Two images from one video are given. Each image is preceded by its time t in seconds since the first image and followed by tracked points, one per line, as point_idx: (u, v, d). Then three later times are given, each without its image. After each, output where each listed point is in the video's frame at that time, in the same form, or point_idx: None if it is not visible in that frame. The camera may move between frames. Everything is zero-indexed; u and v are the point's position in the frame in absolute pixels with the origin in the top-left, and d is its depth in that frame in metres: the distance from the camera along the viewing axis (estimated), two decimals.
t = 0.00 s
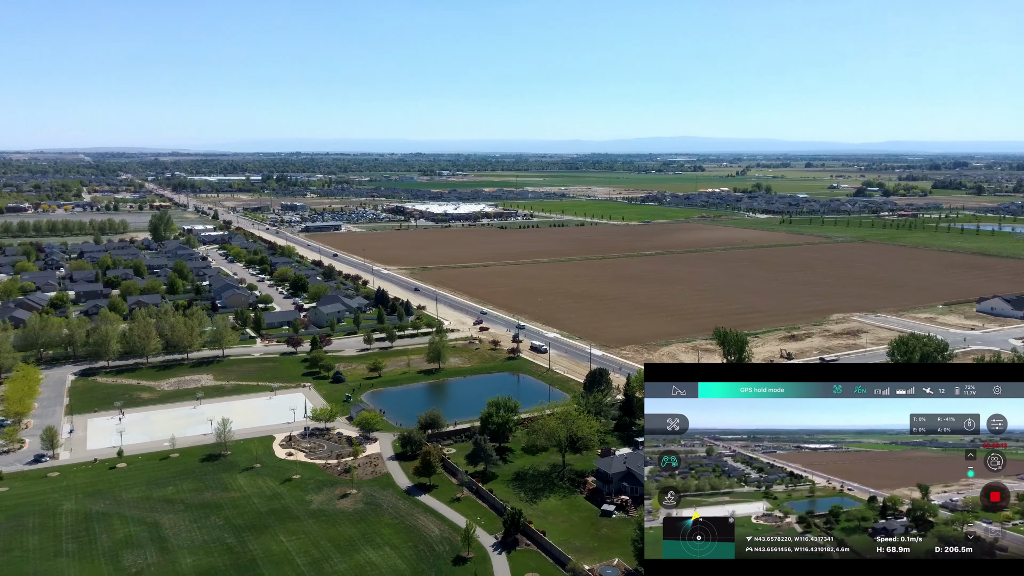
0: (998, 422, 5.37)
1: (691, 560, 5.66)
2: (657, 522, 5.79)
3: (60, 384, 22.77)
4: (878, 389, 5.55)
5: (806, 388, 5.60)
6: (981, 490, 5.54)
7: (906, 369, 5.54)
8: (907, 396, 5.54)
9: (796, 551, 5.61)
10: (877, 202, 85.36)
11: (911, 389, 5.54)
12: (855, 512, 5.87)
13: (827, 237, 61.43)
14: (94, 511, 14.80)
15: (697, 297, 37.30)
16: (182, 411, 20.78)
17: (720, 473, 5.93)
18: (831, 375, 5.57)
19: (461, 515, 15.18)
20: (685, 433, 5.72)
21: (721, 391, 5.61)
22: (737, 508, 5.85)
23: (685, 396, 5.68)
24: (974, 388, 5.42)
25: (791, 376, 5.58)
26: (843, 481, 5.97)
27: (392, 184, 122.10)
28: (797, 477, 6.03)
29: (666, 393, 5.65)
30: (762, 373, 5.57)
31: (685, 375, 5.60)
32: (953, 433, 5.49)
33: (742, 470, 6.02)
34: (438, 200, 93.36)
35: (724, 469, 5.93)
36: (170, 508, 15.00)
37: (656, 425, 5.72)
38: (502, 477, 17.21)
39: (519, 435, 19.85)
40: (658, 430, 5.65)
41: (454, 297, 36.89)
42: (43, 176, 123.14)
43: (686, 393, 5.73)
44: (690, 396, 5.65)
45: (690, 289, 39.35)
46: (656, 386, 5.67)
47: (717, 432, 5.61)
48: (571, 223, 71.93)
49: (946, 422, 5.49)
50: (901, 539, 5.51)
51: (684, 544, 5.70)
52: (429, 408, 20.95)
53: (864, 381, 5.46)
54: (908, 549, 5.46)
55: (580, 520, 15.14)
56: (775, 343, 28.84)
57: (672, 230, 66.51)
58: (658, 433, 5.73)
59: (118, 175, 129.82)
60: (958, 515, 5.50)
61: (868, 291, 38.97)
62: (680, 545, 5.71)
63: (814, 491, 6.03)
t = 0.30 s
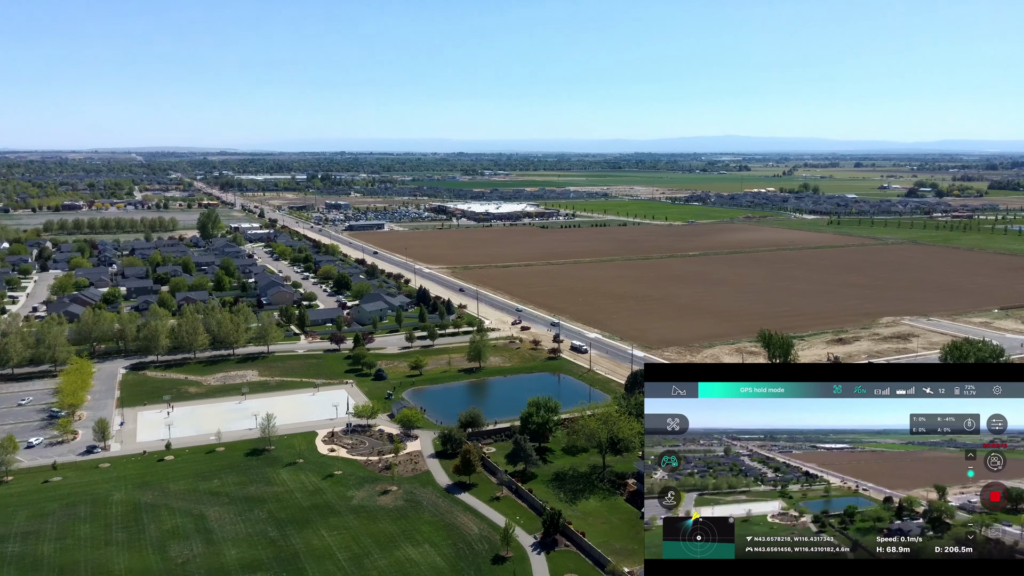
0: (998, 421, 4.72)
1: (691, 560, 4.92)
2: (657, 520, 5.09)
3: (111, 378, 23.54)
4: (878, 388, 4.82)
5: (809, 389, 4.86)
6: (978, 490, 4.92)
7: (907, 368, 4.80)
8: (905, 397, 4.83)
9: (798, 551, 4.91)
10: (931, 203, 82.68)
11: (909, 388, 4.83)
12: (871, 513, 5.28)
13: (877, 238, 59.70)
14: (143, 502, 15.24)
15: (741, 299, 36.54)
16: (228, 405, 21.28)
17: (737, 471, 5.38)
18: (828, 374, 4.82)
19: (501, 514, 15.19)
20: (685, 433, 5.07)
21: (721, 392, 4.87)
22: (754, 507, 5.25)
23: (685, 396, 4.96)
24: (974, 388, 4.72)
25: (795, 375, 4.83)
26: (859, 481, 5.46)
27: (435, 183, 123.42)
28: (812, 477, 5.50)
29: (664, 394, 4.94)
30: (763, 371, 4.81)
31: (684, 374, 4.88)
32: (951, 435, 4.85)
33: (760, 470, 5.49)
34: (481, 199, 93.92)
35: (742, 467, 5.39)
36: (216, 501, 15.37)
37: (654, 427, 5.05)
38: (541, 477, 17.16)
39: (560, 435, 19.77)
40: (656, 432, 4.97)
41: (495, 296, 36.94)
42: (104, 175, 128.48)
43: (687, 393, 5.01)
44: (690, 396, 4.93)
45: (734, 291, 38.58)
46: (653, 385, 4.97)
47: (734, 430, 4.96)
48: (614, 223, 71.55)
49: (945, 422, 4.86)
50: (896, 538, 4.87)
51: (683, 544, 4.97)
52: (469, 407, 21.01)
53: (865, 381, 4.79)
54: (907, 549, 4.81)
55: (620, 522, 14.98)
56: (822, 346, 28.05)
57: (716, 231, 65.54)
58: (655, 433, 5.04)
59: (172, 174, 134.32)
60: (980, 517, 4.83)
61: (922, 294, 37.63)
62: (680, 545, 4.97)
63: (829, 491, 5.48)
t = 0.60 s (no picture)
0: (999, 420, 5.02)
1: (691, 561, 5.22)
2: (659, 522, 5.39)
3: (160, 372, 24.26)
4: (878, 388, 5.16)
5: (808, 389, 5.18)
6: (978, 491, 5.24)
7: (908, 368, 5.14)
8: (906, 396, 5.15)
9: (795, 552, 5.21)
10: (989, 204, 79.47)
11: (912, 388, 5.15)
12: (885, 514, 5.58)
13: (930, 240, 57.65)
14: (189, 494, 15.65)
15: (787, 301, 35.74)
16: (272, 401, 21.71)
17: (754, 471, 5.64)
18: (829, 374, 5.16)
19: (540, 515, 15.11)
20: (685, 434, 5.38)
21: (721, 392, 5.19)
22: (769, 506, 5.56)
23: (685, 396, 5.28)
24: (975, 388, 5.02)
25: (793, 376, 5.17)
26: (873, 481, 5.74)
27: (477, 182, 123.61)
28: (827, 477, 5.81)
29: (665, 393, 5.27)
30: (762, 372, 5.14)
31: (684, 374, 5.21)
32: (951, 435, 5.14)
33: (776, 469, 5.77)
34: (522, 199, 93.91)
35: (758, 467, 5.64)
36: (260, 495, 15.68)
37: (654, 426, 5.35)
38: (581, 478, 17.04)
39: (600, 436, 19.60)
40: (656, 430, 5.30)
41: (536, 296, 36.93)
42: (154, 173, 132.30)
43: (687, 393, 5.35)
44: (690, 396, 5.27)
45: (779, 293, 37.77)
46: (654, 385, 5.30)
47: (751, 431, 5.26)
48: (657, 223, 70.76)
49: (946, 422, 5.16)
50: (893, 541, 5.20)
51: (684, 545, 5.27)
52: (509, 406, 21.02)
53: (864, 381, 5.10)
54: (907, 550, 5.15)
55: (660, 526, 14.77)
56: (872, 350, 27.21)
57: (761, 231, 64.24)
58: (654, 432, 5.36)
59: (220, 173, 137.62)
60: (995, 520, 5.09)
61: (978, 298, 36.22)
62: (680, 546, 5.27)
63: (845, 491, 5.79)
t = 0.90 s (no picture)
0: (999, 420, 4.97)
1: (690, 560, 5.15)
2: (659, 521, 5.33)
3: (206, 368, 24.87)
4: (878, 389, 5.06)
5: (808, 389, 5.10)
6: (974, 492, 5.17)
7: (909, 367, 5.05)
8: (905, 396, 5.08)
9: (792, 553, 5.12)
10: None
11: (911, 389, 5.06)
12: (897, 514, 5.43)
13: (987, 243, 55.45)
14: (233, 488, 16.01)
15: (834, 304, 34.80)
16: (314, 398, 22.06)
17: (767, 470, 5.67)
18: (829, 375, 5.05)
19: (579, 516, 15.01)
20: (685, 433, 5.39)
21: (721, 392, 5.12)
22: (781, 505, 5.56)
23: (685, 396, 5.21)
24: (975, 388, 4.96)
25: (795, 376, 5.10)
26: (886, 482, 5.64)
27: (518, 182, 123.72)
28: (838, 478, 5.79)
29: (665, 393, 5.21)
30: (763, 371, 5.05)
31: (685, 374, 5.15)
32: (952, 434, 5.12)
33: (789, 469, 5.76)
34: (563, 199, 93.66)
35: (771, 466, 5.67)
36: (302, 490, 15.95)
37: (655, 426, 5.37)
38: (621, 480, 16.86)
39: (640, 439, 19.37)
40: (658, 429, 5.33)
41: (576, 296, 36.75)
42: (203, 173, 135.58)
43: (687, 393, 5.26)
44: (690, 396, 5.18)
45: (826, 295, 36.82)
46: (654, 385, 5.24)
47: (764, 430, 5.27)
48: (700, 223, 69.75)
49: (946, 421, 5.13)
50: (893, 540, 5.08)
51: (683, 544, 5.21)
52: (549, 407, 20.94)
53: (864, 381, 5.06)
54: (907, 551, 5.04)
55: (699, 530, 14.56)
56: (924, 355, 26.27)
57: (808, 232, 62.73)
58: (655, 432, 5.36)
59: (266, 172, 140.81)
60: (1009, 522, 5.01)
61: None
62: (680, 546, 5.20)
63: (856, 491, 5.69)
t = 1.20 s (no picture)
0: (999, 421, 5.08)
1: (691, 560, 5.27)
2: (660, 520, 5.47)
3: (241, 365, 25.30)
4: (878, 389, 5.16)
5: (807, 389, 5.20)
6: (978, 491, 5.25)
7: (908, 367, 5.16)
8: (905, 396, 5.17)
9: (793, 553, 5.22)
10: None
11: (911, 389, 5.16)
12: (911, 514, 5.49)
13: None
14: (267, 484, 16.26)
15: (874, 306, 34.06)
16: (348, 395, 22.32)
17: (781, 470, 5.71)
18: (829, 375, 5.17)
19: (610, 518, 14.86)
20: (684, 434, 5.46)
21: (721, 392, 5.22)
22: (795, 505, 5.63)
23: (685, 397, 5.31)
24: (975, 388, 5.05)
25: (794, 377, 5.20)
26: (900, 482, 5.65)
27: (551, 182, 123.49)
28: (851, 477, 5.77)
29: (665, 393, 5.31)
30: (762, 372, 5.15)
31: (684, 375, 5.23)
32: (952, 434, 5.22)
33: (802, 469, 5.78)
34: (596, 199, 93.29)
35: (785, 466, 5.71)
36: (334, 487, 16.13)
37: (654, 426, 5.46)
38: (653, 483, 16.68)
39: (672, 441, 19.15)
40: (657, 430, 5.41)
41: (608, 296, 36.60)
42: (240, 172, 137.94)
43: (687, 393, 5.35)
44: (690, 397, 5.28)
45: (865, 297, 36.06)
46: (654, 386, 5.31)
47: (778, 430, 5.35)
48: (734, 224, 68.87)
49: (945, 421, 5.23)
50: (898, 539, 5.21)
51: (684, 545, 5.33)
52: (581, 407, 20.90)
53: (864, 381, 5.15)
54: (904, 551, 5.14)
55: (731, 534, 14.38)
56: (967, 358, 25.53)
57: (847, 233, 61.46)
58: (655, 432, 5.44)
59: (301, 172, 142.79)
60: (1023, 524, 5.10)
61: None
62: (680, 546, 5.33)
63: (870, 491, 5.71)
